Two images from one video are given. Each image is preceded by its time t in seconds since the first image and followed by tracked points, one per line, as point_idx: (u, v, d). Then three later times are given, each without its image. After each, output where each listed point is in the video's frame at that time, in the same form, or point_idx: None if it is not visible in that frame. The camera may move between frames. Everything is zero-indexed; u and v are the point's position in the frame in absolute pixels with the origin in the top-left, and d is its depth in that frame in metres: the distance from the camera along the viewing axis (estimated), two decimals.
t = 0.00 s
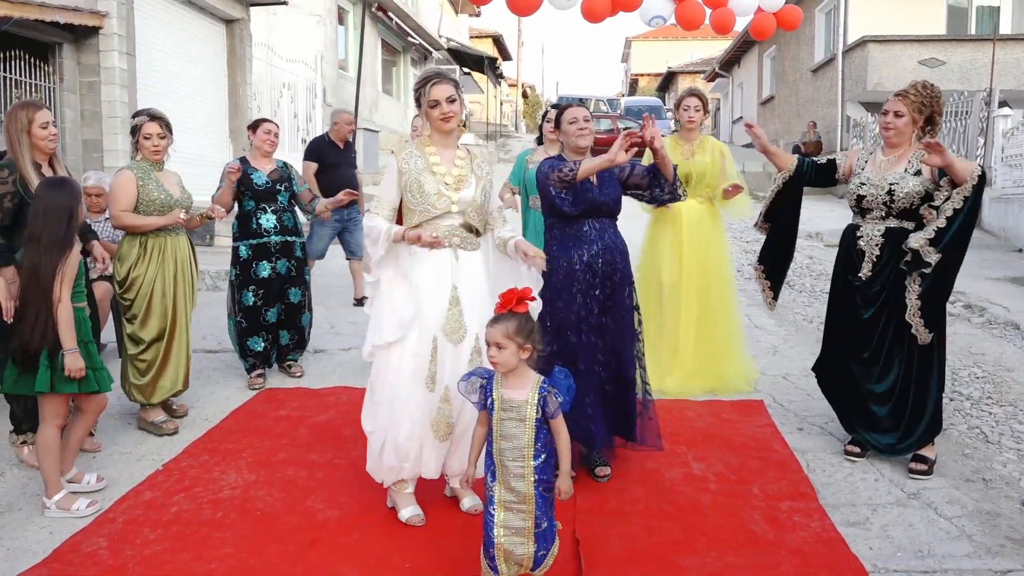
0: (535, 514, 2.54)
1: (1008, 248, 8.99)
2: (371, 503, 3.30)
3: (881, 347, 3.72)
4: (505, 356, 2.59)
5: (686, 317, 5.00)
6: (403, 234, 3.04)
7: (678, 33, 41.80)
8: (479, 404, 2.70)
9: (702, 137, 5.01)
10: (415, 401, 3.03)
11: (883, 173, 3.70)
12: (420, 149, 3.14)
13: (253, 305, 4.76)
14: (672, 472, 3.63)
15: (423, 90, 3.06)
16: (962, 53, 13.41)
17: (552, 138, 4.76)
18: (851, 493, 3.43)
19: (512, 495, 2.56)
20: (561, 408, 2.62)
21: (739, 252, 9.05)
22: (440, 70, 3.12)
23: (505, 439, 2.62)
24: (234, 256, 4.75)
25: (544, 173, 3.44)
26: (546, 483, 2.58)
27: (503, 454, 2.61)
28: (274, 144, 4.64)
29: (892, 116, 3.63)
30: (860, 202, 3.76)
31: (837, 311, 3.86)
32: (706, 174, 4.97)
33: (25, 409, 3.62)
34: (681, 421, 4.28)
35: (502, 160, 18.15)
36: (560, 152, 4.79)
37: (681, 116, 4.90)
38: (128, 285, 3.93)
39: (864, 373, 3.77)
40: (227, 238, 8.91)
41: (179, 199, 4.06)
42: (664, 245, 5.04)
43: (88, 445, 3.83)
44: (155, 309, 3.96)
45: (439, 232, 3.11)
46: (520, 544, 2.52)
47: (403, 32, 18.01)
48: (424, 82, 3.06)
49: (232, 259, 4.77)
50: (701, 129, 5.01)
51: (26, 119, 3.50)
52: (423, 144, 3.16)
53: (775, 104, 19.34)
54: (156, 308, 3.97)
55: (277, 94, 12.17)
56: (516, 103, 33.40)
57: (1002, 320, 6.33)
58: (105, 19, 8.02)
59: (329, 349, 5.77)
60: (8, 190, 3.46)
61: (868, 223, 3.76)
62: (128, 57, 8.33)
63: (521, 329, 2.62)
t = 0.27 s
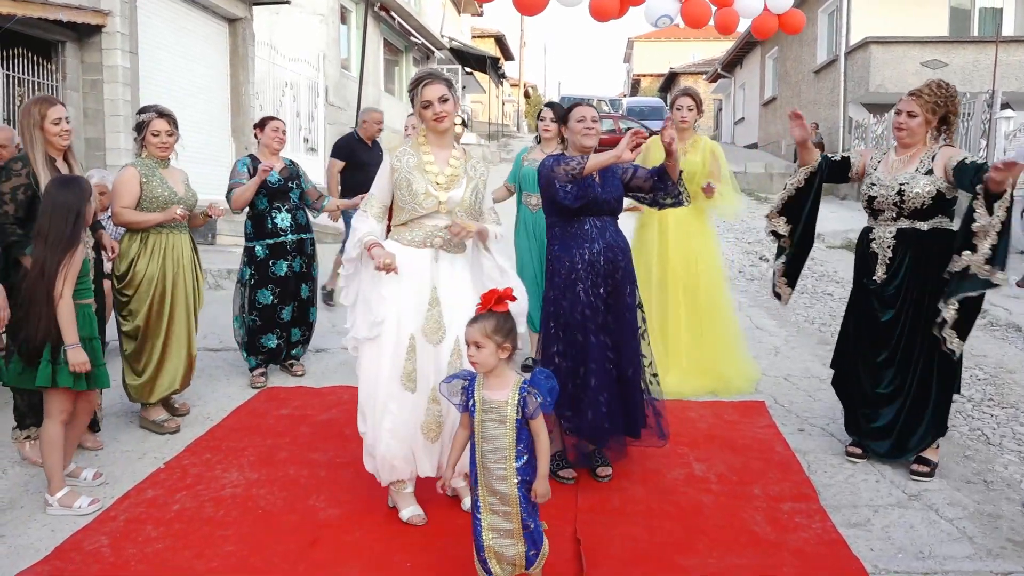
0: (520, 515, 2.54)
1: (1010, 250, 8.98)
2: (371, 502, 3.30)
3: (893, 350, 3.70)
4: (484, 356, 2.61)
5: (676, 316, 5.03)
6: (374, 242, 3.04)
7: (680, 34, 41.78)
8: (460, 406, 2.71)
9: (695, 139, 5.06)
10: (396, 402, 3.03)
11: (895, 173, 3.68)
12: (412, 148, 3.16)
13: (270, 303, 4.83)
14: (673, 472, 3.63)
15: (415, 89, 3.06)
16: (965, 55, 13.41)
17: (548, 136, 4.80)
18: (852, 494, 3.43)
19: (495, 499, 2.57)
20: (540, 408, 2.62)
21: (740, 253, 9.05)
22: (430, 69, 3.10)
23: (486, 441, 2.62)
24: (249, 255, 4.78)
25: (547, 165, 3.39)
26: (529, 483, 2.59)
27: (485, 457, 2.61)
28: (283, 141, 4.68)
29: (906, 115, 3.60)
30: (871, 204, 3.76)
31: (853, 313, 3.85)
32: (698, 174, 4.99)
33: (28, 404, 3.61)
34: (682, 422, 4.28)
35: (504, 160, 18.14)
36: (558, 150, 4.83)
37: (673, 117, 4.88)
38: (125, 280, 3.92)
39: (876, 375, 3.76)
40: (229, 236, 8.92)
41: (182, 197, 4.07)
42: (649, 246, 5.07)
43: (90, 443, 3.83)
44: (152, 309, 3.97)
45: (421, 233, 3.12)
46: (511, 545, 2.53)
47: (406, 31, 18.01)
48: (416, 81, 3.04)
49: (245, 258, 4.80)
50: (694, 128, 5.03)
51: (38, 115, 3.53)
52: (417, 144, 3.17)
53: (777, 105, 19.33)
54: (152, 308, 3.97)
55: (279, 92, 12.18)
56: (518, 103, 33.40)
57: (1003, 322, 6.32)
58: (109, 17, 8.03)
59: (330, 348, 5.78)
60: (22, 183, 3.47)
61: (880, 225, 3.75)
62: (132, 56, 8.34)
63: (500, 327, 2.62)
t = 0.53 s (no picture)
0: (512, 515, 2.54)
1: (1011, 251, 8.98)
2: (371, 502, 3.31)
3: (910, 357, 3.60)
4: (470, 357, 2.61)
5: (672, 315, 5.04)
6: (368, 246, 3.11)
7: (681, 35, 41.77)
8: (450, 408, 2.71)
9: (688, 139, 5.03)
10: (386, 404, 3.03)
11: (904, 180, 3.63)
12: (404, 152, 3.19)
13: (282, 306, 4.86)
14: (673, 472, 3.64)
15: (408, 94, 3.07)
16: (966, 57, 13.42)
17: (540, 138, 4.88)
18: (852, 495, 3.43)
19: (486, 499, 2.56)
20: (528, 406, 2.61)
21: (741, 254, 9.05)
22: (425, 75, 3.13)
23: (477, 442, 2.61)
24: (258, 259, 4.81)
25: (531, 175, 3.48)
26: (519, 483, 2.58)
27: (476, 457, 2.61)
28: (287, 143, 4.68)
29: (919, 120, 3.54)
30: (877, 210, 3.73)
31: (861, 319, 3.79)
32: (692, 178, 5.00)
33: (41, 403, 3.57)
34: (683, 422, 4.28)
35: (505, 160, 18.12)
36: (552, 153, 4.90)
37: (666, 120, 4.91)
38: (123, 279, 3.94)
39: (886, 382, 3.67)
40: (230, 236, 8.92)
41: (186, 201, 4.06)
42: (645, 245, 5.12)
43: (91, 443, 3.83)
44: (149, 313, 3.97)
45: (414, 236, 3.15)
46: (501, 548, 2.53)
47: (407, 31, 18.00)
48: (408, 86, 3.06)
49: (255, 263, 4.82)
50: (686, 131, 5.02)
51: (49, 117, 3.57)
52: (408, 148, 3.20)
53: (778, 106, 19.33)
54: (149, 311, 3.97)
55: (280, 93, 12.18)
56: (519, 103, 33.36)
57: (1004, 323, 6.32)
58: (110, 17, 8.03)
59: (331, 348, 5.77)
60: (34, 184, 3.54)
61: (885, 233, 3.72)
62: (133, 55, 8.35)
63: (485, 327, 2.62)
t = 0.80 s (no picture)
0: (501, 519, 2.53)
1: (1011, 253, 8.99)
2: (372, 502, 3.31)
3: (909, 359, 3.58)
4: (471, 357, 2.61)
5: (673, 313, 5.03)
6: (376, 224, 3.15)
7: (681, 36, 41.79)
8: (454, 406, 2.71)
9: (682, 137, 5.10)
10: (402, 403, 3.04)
11: (910, 178, 3.59)
12: (399, 153, 3.20)
13: (282, 303, 4.87)
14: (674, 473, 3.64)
15: (406, 93, 3.09)
16: (966, 58, 13.43)
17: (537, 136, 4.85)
18: (853, 496, 3.43)
19: (479, 500, 2.57)
20: (524, 410, 2.58)
21: (741, 255, 9.06)
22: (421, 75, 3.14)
23: (473, 442, 2.62)
24: (258, 253, 4.79)
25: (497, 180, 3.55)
26: (512, 487, 2.56)
27: (472, 458, 2.61)
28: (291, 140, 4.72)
29: (920, 117, 3.53)
30: (885, 208, 3.67)
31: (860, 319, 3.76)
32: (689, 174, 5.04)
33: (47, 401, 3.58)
34: (683, 423, 4.28)
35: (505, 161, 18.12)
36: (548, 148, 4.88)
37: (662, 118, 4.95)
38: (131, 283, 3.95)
39: (881, 383, 3.65)
40: (230, 238, 8.93)
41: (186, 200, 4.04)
42: (647, 243, 5.10)
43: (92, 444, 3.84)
44: (156, 311, 3.97)
45: (413, 237, 3.17)
46: (490, 551, 2.54)
47: (407, 32, 18.01)
48: (405, 86, 3.08)
49: (254, 257, 4.80)
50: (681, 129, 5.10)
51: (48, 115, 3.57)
52: (403, 148, 3.21)
53: (778, 107, 19.34)
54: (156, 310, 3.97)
55: (280, 94, 12.19)
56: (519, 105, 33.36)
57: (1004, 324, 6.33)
58: (111, 18, 8.04)
59: (331, 349, 5.78)
60: (34, 179, 3.56)
61: (891, 231, 3.67)
62: (134, 57, 8.36)
63: (486, 328, 2.63)
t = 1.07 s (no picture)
0: (505, 521, 2.53)
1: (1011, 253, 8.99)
2: (372, 503, 3.31)
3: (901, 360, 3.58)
4: (487, 357, 2.61)
5: (673, 315, 5.03)
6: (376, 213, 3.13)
7: (682, 36, 41.80)
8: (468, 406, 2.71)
9: (683, 139, 5.10)
10: (403, 404, 3.03)
11: (908, 181, 3.57)
12: (398, 152, 3.21)
13: (280, 305, 4.87)
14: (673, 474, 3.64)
15: (403, 92, 3.10)
16: (966, 58, 13.43)
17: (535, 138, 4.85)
18: (853, 496, 3.43)
19: (486, 501, 2.57)
20: (533, 412, 2.59)
21: (741, 255, 9.06)
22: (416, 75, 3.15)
23: (482, 442, 2.63)
24: (257, 255, 4.80)
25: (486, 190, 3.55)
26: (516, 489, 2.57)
27: (478, 459, 2.62)
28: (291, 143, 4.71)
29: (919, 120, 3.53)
30: (883, 211, 3.65)
31: (855, 322, 3.74)
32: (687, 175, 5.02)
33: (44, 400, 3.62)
34: (683, 424, 4.28)
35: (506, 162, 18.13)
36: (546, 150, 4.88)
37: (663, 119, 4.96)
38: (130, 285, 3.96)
39: (877, 383, 3.62)
40: (231, 238, 8.93)
41: (185, 199, 4.03)
42: (647, 245, 5.10)
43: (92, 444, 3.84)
44: (157, 311, 3.97)
45: (411, 236, 3.18)
46: (493, 552, 2.54)
47: (408, 33, 18.02)
48: (403, 86, 3.09)
49: (254, 259, 4.81)
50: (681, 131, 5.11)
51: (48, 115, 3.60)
52: (401, 148, 3.22)
53: (778, 108, 19.35)
54: (156, 309, 3.98)
55: (281, 94, 12.20)
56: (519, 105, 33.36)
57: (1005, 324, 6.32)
58: (112, 19, 8.05)
59: (332, 349, 5.78)
60: (34, 183, 3.55)
61: (889, 233, 3.64)
62: (134, 57, 8.37)
63: (498, 329, 2.63)
